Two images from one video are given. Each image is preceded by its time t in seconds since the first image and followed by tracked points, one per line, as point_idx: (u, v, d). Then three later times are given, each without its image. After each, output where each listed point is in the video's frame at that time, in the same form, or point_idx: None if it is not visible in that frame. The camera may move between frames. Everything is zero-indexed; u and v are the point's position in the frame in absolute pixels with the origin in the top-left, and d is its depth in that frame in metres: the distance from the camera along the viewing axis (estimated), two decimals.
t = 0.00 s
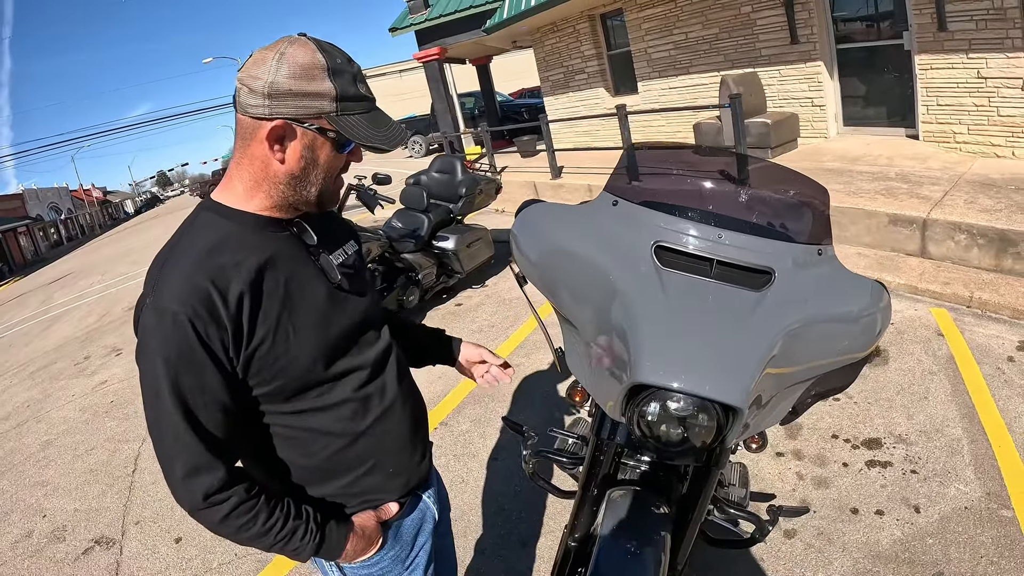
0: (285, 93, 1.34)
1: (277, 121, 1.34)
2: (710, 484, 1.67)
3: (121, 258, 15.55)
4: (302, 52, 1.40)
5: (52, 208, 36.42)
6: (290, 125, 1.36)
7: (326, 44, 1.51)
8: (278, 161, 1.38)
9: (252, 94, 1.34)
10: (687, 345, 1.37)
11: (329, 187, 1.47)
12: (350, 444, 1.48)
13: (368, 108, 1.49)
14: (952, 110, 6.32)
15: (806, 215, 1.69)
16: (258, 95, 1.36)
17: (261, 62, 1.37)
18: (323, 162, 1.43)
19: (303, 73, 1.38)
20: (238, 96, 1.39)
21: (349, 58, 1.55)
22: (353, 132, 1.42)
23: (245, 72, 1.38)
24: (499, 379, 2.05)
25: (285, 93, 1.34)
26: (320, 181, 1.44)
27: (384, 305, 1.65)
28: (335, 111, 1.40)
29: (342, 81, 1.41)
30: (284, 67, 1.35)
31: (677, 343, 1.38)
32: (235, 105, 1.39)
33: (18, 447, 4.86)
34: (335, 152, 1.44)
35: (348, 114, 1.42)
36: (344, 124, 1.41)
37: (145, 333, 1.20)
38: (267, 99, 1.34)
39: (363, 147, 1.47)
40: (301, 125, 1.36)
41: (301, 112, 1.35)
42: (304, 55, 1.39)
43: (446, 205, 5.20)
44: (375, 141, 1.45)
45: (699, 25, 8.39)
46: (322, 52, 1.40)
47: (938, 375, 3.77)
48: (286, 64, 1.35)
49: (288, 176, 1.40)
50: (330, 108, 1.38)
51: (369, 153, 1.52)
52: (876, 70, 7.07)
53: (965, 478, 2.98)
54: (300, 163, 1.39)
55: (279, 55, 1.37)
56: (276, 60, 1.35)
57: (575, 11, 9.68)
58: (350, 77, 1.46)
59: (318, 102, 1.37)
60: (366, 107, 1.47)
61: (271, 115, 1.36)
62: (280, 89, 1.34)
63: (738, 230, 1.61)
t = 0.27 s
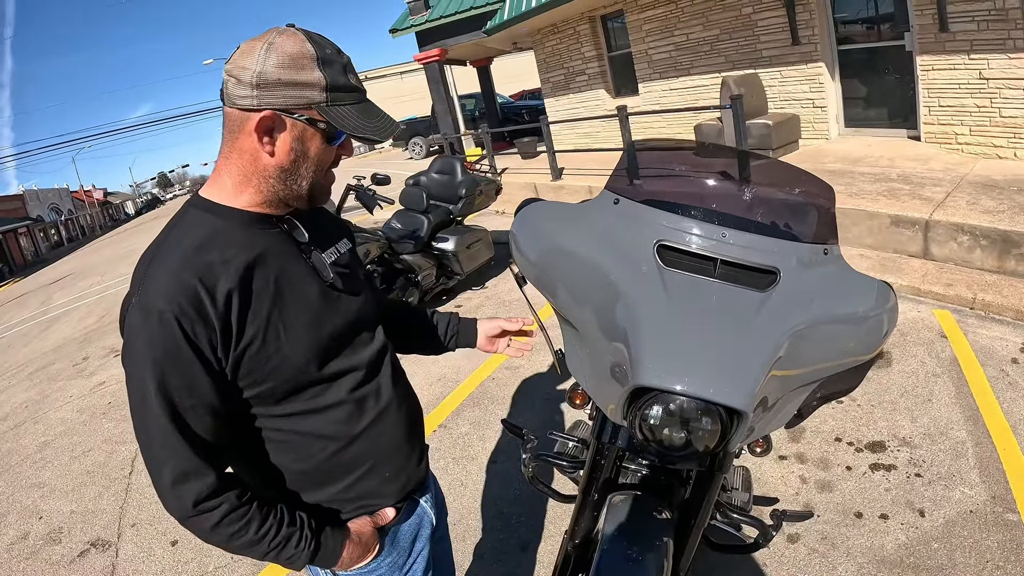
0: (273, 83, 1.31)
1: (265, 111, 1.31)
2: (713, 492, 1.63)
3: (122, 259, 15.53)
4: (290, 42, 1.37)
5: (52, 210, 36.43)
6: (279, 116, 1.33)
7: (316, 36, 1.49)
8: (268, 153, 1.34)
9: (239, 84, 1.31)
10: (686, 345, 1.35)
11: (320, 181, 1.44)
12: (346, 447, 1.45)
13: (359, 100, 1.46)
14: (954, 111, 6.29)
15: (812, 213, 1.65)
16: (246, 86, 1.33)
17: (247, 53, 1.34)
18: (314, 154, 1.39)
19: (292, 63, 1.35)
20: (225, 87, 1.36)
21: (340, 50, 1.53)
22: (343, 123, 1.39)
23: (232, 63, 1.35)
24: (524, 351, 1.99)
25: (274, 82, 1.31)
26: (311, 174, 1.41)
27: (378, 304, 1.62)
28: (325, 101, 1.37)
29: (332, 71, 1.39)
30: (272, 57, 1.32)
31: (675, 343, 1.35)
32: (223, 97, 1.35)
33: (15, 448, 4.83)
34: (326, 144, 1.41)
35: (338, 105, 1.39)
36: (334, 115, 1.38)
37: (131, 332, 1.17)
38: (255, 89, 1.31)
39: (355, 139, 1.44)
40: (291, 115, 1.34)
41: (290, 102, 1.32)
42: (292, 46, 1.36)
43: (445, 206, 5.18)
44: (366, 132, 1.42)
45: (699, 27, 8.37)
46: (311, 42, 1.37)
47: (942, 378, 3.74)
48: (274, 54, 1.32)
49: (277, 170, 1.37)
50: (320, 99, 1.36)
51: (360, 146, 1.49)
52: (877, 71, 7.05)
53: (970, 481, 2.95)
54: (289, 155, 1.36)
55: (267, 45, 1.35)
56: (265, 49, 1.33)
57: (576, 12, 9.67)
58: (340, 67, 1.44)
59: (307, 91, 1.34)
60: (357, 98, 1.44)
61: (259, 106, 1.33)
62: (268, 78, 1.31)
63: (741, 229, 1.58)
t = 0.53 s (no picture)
0: (267, 65, 1.24)
1: (258, 96, 1.25)
2: (726, 506, 1.57)
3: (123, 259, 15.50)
4: (287, 24, 1.31)
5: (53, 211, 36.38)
6: (274, 102, 1.26)
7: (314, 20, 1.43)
8: (260, 143, 1.28)
9: (229, 68, 1.25)
10: (700, 350, 1.28)
11: (318, 174, 1.37)
12: (342, 460, 1.39)
13: (359, 87, 1.40)
14: (960, 112, 6.24)
15: (831, 212, 1.60)
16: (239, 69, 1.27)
17: (240, 35, 1.28)
18: (311, 144, 1.32)
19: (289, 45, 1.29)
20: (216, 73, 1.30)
21: (341, 35, 1.46)
22: (342, 110, 1.32)
23: (223, 46, 1.29)
24: (545, 338, 1.94)
25: (267, 65, 1.25)
26: (309, 166, 1.34)
27: (378, 307, 1.56)
28: (323, 87, 1.31)
29: (330, 55, 1.33)
30: (266, 38, 1.26)
31: (687, 347, 1.29)
32: (214, 83, 1.29)
33: (11, 451, 4.76)
34: (324, 134, 1.34)
35: (337, 91, 1.33)
36: (332, 101, 1.31)
37: (108, 334, 1.10)
38: (248, 72, 1.24)
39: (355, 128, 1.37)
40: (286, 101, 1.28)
41: (285, 87, 1.26)
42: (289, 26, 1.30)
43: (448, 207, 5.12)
44: (367, 120, 1.36)
45: (702, 27, 8.32)
46: (309, 24, 1.31)
47: (953, 381, 3.67)
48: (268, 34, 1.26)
49: (271, 161, 1.30)
50: (317, 83, 1.29)
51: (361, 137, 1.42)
52: (880, 72, 7.00)
53: (984, 487, 2.88)
54: (285, 145, 1.30)
55: (260, 26, 1.29)
56: (259, 30, 1.27)
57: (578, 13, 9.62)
58: (340, 52, 1.37)
59: (302, 76, 1.27)
60: (357, 84, 1.38)
61: (252, 91, 1.27)
62: (261, 60, 1.25)
63: (761, 227, 1.52)
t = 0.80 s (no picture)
0: (268, 64, 1.17)
1: (258, 98, 1.17)
2: (751, 529, 1.52)
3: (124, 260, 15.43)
4: (291, 18, 1.23)
5: (53, 212, 36.31)
6: (275, 104, 1.19)
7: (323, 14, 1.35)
8: (260, 150, 1.21)
9: (227, 66, 1.18)
10: (725, 375, 1.22)
11: (323, 183, 1.29)
12: (353, 492, 1.32)
13: (369, 88, 1.32)
14: (967, 115, 6.19)
15: (859, 223, 1.51)
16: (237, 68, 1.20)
17: (240, 30, 1.21)
18: (317, 151, 1.25)
19: (293, 41, 1.21)
20: (213, 71, 1.22)
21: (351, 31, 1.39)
22: (350, 113, 1.25)
23: (222, 41, 1.22)
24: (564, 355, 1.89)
25: (267, 63, 1.17)
26: (314, 175, 1.26)
27: (389, 325, 1.49)
28: (330, 88, 1.24)
29: (339, 52, 1.25)
30: (268, 34, 1.19)
31: (712, 374, 1.23)
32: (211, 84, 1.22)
33: (8, 457, 4.69)
34: (331, 139, 1.27)
35: (345, 92, 1.26)
36: (340, 104, 1.24)
37: (95, 369, 1.03)
38: (247, 72, 1.17)
39: (365, 133, 1.30)
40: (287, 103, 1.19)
41: (287, 88, 1.18)
42: (293, 21, 1.23)
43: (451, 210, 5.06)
44: (378, 125, 1.30)
45: (707, 29, 8.27)
46: (316, 19, 1.24)
47: (966, 390, 3.61)
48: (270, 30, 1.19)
49: (272, 169, 1.23)
50: (323, 84, 1.22)
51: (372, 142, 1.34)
52: (883, 74, 6.94)
53: (1000, 499, 2.82)
54: (287, 152, 1.22)
55: (262, 20, 1.21)
56: (259, 25, 1.19)
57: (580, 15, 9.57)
58: (349, 49, 1.30)
59: (307, 76, 1.20)
60: (367, 85, 1.30)
61: (250, 92, 1.19)
62: (262, 58, 1.17)
63: (790, 241, 1.44)
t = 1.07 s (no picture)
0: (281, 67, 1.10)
1: (270, 106, 1.10)
2: (780, 552, 1.47)
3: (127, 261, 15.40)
4: (308, 13, 1.15)
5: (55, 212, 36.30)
6: (291, 112, 1.12)
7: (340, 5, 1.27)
8: (272, 163, 1.14)
9: (236, 68, 1.10)
10: (760, 400, 1.18)
11: (342, 198, 1.22)
12: (369, 534, 1.24)
13: (393, 91, 1.25)
14: (975, 119, 6.12)
15: (894, 234, 1.44)
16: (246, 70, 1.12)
17: (250, 25, 1.13)
18: (336, 163, 1.18)
19: (310, 38, 1.13)
20: (218, 72, 1.14)
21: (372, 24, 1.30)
22: (374, 121, 1.19)
23: (228, 38, 1.14)
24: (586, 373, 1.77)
25: (282, 66, 1.10)
26: (332, 190, 1.19)
27: (405, 348, 1.41)
28: (352, 92, 1.17)
29: (361, 51, 1.18)
30: (281, 32, 1.11)
31: (749, 405, 1.17)
32: (216, 88, 1.14)
33: (7, 463, 4.64)
34: (352, 148, 1.20)
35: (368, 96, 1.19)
36: (362, 109, 1.18)
37: (87, 409, 0.95)
38: (259, 75, 1.09)
39: (390, 141, 1.24)
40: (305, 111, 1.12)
41: (305, 93, 1.11)
42: (308, 15, 1.14)
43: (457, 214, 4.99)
44: (403, 132, 1.24)
45: (713, 31, 8.21)
46: (336, 14, 1.16)
47: (980, 400, 3.46)
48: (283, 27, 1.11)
49: (285, 183, 1.16)
50: (346, 90, 1.15)
51: (396, 152, 1.30)
52: (889, 77, 6.89)
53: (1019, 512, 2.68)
54: (303, 165, 1.15)
55: (274, 15, 1.13)
56: (270, 22, 1.11)
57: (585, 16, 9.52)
58: (372, 47, 1.23)
59: (327, 81, 1.13)
60: (392, 88, 1.24)
61: (262, 98, 1.12)
62: (276, 61, 1.10)
63: (830, 255, 1.36)
